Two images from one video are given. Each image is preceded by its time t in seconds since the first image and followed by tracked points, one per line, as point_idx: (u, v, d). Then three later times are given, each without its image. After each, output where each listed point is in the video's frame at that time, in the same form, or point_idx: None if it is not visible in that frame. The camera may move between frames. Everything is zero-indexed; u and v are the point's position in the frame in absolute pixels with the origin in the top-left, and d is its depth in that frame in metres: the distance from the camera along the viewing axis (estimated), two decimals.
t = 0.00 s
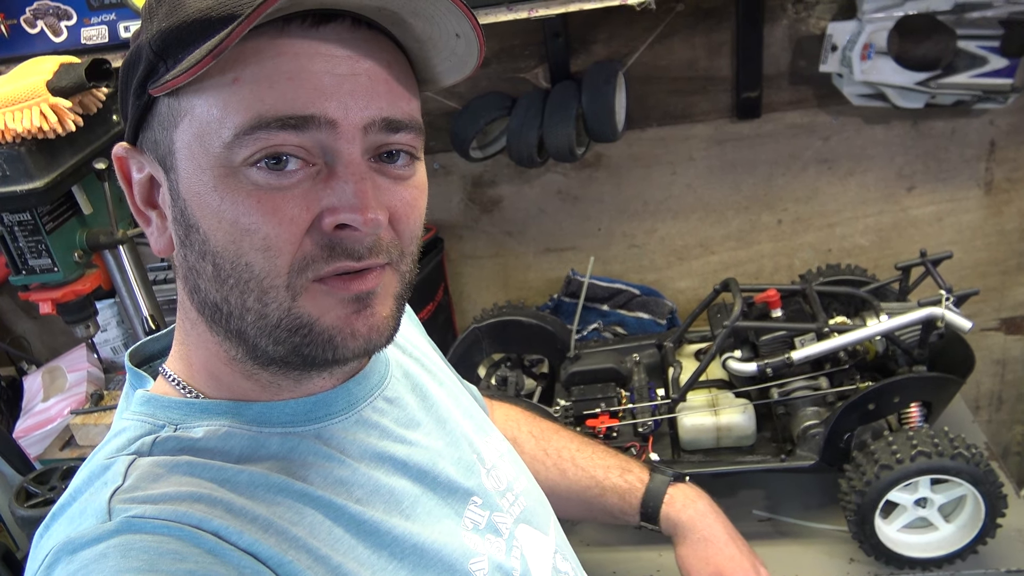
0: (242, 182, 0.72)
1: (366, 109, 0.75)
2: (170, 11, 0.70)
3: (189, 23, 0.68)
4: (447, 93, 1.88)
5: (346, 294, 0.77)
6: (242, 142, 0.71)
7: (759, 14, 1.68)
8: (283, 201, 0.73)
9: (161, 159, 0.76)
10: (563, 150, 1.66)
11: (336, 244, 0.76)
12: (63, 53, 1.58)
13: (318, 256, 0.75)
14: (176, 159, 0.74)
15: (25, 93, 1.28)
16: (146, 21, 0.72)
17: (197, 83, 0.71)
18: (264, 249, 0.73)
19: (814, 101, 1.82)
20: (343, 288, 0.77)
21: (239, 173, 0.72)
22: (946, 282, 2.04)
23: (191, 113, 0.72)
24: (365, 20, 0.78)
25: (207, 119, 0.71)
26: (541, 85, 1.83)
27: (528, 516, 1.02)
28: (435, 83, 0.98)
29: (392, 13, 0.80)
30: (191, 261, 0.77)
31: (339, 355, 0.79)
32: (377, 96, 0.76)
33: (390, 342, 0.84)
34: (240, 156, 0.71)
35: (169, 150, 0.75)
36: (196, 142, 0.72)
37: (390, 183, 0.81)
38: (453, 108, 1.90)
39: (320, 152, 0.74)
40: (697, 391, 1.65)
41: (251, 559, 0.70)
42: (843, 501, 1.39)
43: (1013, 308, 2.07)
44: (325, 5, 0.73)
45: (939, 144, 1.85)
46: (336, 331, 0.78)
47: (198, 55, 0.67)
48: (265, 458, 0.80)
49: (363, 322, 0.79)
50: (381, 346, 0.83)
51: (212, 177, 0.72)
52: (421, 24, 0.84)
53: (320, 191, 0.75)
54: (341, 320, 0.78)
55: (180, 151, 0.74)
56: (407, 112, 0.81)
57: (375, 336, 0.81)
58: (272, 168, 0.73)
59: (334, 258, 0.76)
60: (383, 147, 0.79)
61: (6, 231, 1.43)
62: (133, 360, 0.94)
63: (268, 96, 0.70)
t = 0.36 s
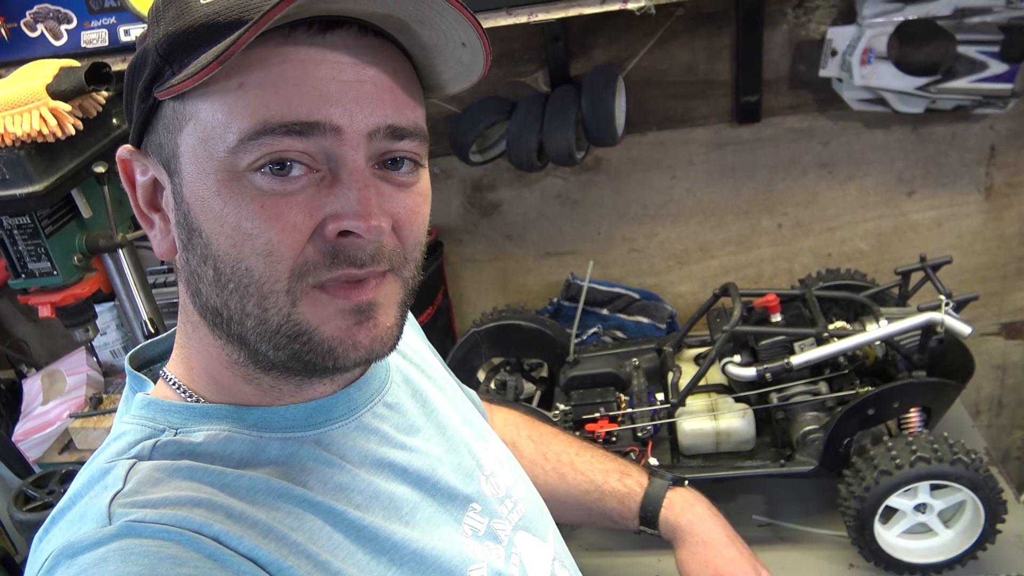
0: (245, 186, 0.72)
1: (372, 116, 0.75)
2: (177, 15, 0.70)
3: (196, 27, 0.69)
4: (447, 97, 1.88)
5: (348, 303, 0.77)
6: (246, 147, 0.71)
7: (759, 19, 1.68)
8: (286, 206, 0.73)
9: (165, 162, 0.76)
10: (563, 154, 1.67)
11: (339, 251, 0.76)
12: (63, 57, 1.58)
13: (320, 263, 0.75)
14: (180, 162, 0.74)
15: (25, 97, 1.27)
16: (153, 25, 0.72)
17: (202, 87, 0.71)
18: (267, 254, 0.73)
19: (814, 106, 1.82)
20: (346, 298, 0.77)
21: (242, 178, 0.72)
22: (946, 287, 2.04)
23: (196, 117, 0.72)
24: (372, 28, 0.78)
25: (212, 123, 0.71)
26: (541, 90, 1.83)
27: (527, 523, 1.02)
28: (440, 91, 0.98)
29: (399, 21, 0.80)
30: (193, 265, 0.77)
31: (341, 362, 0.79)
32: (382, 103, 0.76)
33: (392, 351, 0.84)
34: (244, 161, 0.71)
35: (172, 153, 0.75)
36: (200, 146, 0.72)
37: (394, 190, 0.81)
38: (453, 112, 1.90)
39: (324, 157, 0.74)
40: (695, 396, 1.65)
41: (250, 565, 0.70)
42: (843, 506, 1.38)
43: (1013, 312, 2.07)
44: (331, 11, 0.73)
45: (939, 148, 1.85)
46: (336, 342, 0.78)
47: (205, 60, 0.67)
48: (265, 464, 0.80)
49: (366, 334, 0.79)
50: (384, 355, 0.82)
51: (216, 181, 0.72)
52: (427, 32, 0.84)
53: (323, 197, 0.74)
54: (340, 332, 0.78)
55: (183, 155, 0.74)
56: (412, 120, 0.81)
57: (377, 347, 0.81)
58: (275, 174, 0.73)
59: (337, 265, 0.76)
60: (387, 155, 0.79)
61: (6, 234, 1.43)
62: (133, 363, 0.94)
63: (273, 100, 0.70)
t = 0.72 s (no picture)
0: (243, 186, 0.72)
1: (368, 113, 0.75)
2: (170, 13, 0.69)
3: (191, 25, 0.68)
4: (446, 96, 1.88)
5: (345, 306, 0.77)
6: (244, 147, 0.71)
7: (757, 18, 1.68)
8: (285, 206, 0.73)
9: (160, 161, 0.76)
10: (562, 152, 1.66)
11: (339, 250, 0.76)
12: (61, 56, 1.58)
13: (320, 263, 0.75)
14: (176, 162, 0.74)
15: (23, 95, 1.27)
16: (146, 23, 0.72)
17: (197, 86, 0.70)
18: (265, 254, 0.73)
19: (813, 104, 1.82)
20: (341, 301, 0.77)
21: (240, 177, 0.72)
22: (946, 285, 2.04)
23: (192, 116, 0.71)
24: (367, 23, 0.78)
25: (208, 123, 0.71)
26: (540, 88, 1.83)
27: (523, 521, 1.02)
28: (435, 86, 0.97)
29: (394, 17, 0.80)
30: (190, 264, 0.77)
31: (340, 361, 0.79)
32: (379, 99, 0.76)
33: (390, 350, 0.84)
34: (242, 161, 0.71)
35: (167, 153, 0.75)
36: (197, 145, 0.72)
37: (390, 187, 0.81)
38: (452, 111, 1.90)
39: (322, 155, 0.74)
40: (694, 394, 1.65)
41: (245, 562, 0.70)
42: (841, 505, 1.38)
43: (1012, 311, 2.07)
44: (326, 8, 0.72)
45: (938, 147, 1.85)
46: (335, 343, 0.78)
47: (203, 59, 0.67)
48: (260, 461, 0.80)
49: (363, 335, 0.80)
50: (381, 357, 0.83)
51: (213, 181, 0.72)
52: (423, 28, 0.84)
53: (321, 196, 0.74)
54: (339, 333, 0.78)
55: (179, 154, 0.73)
56: (408, 116, 0.81)
57: (375, 348, 0.81)
58: (273, 173, 0.73)
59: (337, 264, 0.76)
60: (383, 151, 0.79)
61: (4, 233, 1.43)
62: (129, 361, 0.94)
63: (270, 99, 0.70)
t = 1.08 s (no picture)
0: (257, 193, 0.72)
1: (384, 125, 0.75)
2: (187, 16, 0.69)
3: (211, 31, 0.68)
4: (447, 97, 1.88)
5: (354, 310, 0.78)
6: (260, 156, 0.71)
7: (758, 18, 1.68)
8: (297, 213, 0.73)
9: (171, 164, 0.76)
10: (563, 153, 1.67)
11: (349, 258, 0.76)
12: (63, 57, 1.59)
13: (329, 269, 0.75)
14: (188, 165, 0.74)
15: (26, 97, 1.28)
16: (160, 24, 0.70)
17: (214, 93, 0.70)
18: (276, 259, 0.73)
19: (813, 104, 1.82)
20: (350, 305, 0.78)
21: (254, 184, 0.72)
22: (947, 285, 2.04)
23: (207, 122, 0.71)
24: (384, 34, 0.77)
25: (224, 130, 0.71)
26: (541, 89, 1.83)
27: (525, 522, 1.02)
28: (448, 96, 0.97)
29: (413, 30, 0.80)
30: (198, 267, 0.77)
31: (347, 365, 0.79)
32: (395, 112, 0.76)
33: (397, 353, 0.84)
34: (257, 169, 0.71)
35: (180, 156, 0.75)
36: (211, 151, 0.72)
37: (402, 198, 0.81)
38: (453, 112, 1.90)
39: (336, 166, 0.73)
40: (697, 393, 1.65)
41: (248, 563, 0.70)
42: (843, 504, 1.38)
43: (1014, 311, 2.07)
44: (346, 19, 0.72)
45: (939, 147, 1.85)
46: (343, 346, 0.78)
47: (227, 71, 0.66)
48: (262, 463, 0.80)
49: (373, 338, 0.80)
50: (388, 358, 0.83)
51: (226, 187, 0.72)
52: (441, 43, 0.84)
53: (336, 206, 0.75)
54: (347, 337, 0.78)
55: (192, 159, 0.73)
56: (422, 129, 0.81)
57: (384, 349, 0.81)
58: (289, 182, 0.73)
59: (346, 270, 0.76)
60: (399, 166, 0.79)
61: (7, 235, 1.43)
62: (132, 363, 0.94)
63: (289, 110, 0.70)
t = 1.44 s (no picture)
0: (253, 183, 0.72)
1: (377, 112, 0.76)
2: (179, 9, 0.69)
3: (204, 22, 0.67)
4: (446, 97, 1.88)
5: (348, 300, 0.78)
6: (255, 145, 0.71)
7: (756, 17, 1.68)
8: (294, 203, 0.73)
9: (165, 159, 0.76)
10: (562, 152, 1.67)
11: (346, 246, 0.76)
12: (62, 58, 1.59)
13: (327, 259, 0.75)
14: (183, 159, 0.74)
15: (24, 98, 1.28)
16: (152, 20, 0.70)
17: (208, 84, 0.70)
18: (272, 250, 0.74)
19: (812, 103, 1.82)
20: (345, 295, 0.77)
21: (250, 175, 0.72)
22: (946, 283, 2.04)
23: (201, 114, 0.71)
24: (377, 25, 0.78)
25: (218, 121, 0.71)
26: (540, 89, 1.83)
27: (524, 521, 1.02)
28: (441, 88, 0.98)
29: (405, 20, 0.81)
30: (194, 262, 0.77)
31: (345, 356, 0.79)
32: (388, 99, 0.77)
33: (395, 345, 0.84)
34: (252, 159, 0.71)
35: (174, 150, 0.75)
36: (205, 143, 0.72)
37: (397, 187, 0.81)
38: (452, 111, 1.91)
39: (331, 154, 0.74)
40: (695, 392, 1.64)
41: (245, 562, 0.70)
42: (842, 502, 1.38)
43: (1014, 309, 2.06)
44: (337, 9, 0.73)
45: (938, 145, 1.85)
46: (340, 336, 0.78)
47: (221, 59, 0.66)
48: (260, 462, 0.80)
49: (368, 327, 0.80)
50: (386, 349, 0.83)
51: (222, 179, 0.72)
52: (434, 31, 0.84)
53: (332, 194, 0.75)
54: (343, 327, 0.78)
55: (187, 152, 0.73)
56: (416, 116, 0.82)
57: (381, 339, 0.81)
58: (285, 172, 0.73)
59: (342, 260, 0.76)
60: (392, 152, 0.80)
61: (5, 235, 1.44)
62: (130, 363, 0.94)
63: (283, 97, 0.70)
